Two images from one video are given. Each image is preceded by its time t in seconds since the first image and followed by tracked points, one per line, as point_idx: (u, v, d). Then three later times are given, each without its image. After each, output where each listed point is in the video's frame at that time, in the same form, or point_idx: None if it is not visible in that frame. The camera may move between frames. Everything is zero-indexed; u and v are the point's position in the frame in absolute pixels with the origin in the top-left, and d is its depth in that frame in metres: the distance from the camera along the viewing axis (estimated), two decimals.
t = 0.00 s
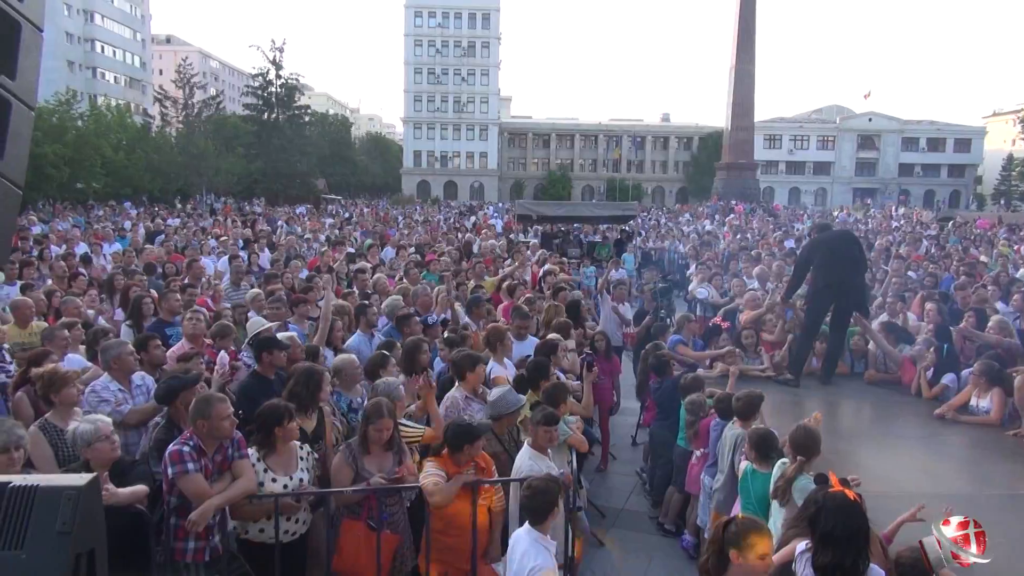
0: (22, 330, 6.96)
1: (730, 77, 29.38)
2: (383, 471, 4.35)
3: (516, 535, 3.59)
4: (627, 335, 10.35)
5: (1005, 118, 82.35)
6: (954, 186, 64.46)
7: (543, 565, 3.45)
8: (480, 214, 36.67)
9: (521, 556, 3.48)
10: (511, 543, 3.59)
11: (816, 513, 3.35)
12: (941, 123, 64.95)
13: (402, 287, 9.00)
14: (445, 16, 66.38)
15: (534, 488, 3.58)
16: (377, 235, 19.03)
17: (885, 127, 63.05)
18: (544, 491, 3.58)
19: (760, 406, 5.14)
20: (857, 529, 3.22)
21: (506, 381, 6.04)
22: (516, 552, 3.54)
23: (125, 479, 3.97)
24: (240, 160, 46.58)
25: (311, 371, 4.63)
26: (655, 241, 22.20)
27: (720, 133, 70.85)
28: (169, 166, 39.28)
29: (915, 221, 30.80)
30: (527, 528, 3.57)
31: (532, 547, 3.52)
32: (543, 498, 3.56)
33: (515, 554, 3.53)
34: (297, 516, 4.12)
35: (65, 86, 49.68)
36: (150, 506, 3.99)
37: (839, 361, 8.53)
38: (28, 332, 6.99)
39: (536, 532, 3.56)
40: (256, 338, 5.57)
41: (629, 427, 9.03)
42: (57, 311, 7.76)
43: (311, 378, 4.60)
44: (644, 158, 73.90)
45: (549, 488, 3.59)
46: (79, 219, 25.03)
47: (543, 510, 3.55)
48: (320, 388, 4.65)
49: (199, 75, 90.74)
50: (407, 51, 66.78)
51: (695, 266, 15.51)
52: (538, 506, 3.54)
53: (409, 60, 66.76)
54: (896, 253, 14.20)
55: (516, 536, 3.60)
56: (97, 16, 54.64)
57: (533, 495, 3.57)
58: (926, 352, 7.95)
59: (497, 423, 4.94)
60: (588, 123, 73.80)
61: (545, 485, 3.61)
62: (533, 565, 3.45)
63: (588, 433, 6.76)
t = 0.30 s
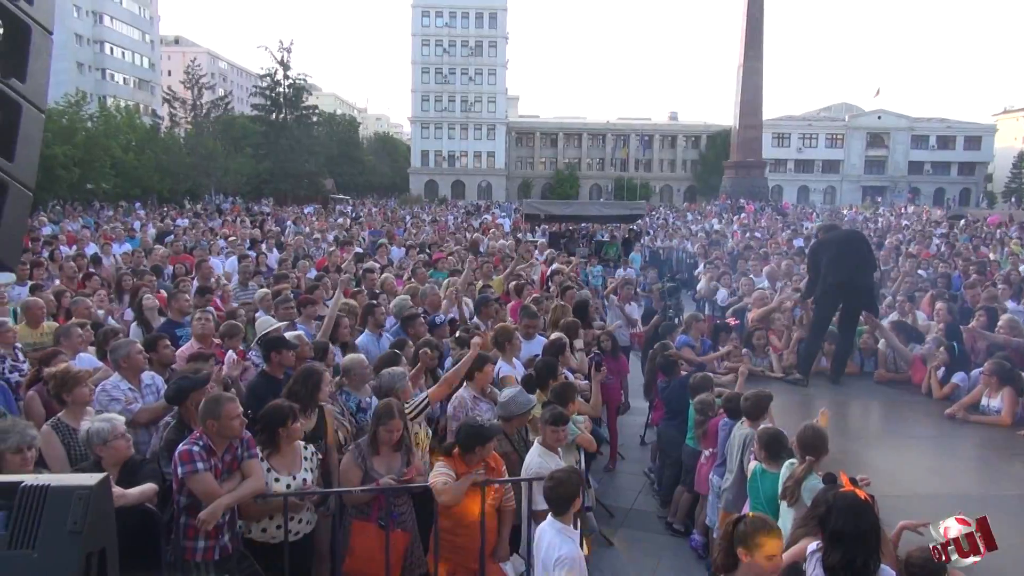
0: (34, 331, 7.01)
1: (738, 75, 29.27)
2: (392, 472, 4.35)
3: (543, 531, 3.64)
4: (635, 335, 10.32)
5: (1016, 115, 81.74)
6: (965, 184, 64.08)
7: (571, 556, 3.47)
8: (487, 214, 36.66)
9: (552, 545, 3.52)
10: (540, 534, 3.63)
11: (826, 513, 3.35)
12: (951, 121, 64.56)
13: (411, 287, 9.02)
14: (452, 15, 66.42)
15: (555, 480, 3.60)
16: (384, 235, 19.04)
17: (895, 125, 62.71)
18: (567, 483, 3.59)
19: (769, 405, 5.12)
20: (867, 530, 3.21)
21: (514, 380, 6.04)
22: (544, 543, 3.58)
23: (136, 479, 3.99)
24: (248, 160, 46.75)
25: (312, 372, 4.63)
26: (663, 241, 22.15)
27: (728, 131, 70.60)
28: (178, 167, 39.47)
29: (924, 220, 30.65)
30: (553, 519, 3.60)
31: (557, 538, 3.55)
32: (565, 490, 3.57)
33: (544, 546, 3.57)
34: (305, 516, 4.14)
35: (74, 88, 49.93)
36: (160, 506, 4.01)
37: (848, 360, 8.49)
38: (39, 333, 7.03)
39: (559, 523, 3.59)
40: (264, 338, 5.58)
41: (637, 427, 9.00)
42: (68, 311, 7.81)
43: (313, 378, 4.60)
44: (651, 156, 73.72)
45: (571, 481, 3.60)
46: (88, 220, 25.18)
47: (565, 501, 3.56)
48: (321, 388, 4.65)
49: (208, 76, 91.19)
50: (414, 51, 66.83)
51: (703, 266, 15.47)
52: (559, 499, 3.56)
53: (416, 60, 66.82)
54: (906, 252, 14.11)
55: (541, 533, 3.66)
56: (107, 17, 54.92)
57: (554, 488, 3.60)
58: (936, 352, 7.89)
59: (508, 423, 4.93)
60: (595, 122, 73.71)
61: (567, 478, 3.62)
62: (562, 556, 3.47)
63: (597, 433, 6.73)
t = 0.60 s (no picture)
0: (43, 332, 7.05)
1: (744, 74, 29.21)
2: (397, 473, 4.36)
3: (558, 525, 3.68)
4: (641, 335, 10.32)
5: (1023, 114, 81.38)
6: (971, 182, 63.89)
7: (600, 546, 3.49)
8: (492, 214, 36.66)
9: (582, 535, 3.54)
10: (560, 528, 3.64)
11: (836, 513, 3.34)
12: (958, 120, 64.30)
13: (417, 287, 9.03)
14: (457, 15, 66.44)
15: (581, 475, 3.65)
16: (389, 235, 19.06)
17: (901, 123, 62.51)
18: (593, 477, 3.64)
19: (775, 406, 5.11)
20: (875, 530, 3.20)
21: (520, 381, 6.05)
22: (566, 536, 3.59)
23: (144, 479, 4.01)
24: (254, 161, 46.88)
25: (315, 375, 4.63)
26: (668, 240, 22.11)
27: (734, 131, 70.45)
28: (184, 167, 39.55)
29: (931, 218, 30.52)
30: (576, 510, 3.65)
31: (583, 529, 3.57)
32: (591, 483, 3.62)
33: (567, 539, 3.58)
34: (311, 516, 4.15)
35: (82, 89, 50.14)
36: (167, 506, 4.03)
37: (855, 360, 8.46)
38: (48, 334, 7.07)
39: (584, 517, 3.62)
40: (271, 338, 5.60)
41: (643, 427, 8.99)
42: (76, 312, 7.85)
43: (315, 380, 4.61)
44: (657, 156, 73.61)
45: (595, 476, 3.65)
46: (94, 221, 25.29)
47: (591, 495, 3.61)
48: (325, 390, 4.65)
49: (213, 77, 91.43)
50: (419, 51, 66.87)
51: (708, 265, 15.44)
52: (585, 493, 3.60)
53: (421, 60, 66.86)
54: (913, 250, 14.05)
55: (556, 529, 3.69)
56: (113, 18, 55.17)
57: (578, 483, 3.64)
58: (943, 351, 7.86)
59: (514, 422, 4.92)
60: (600, 122, 73.64)
61: (592, 473, 3.67)
62: (592, 546, 3.49)
63: (603, 434, 6.72)
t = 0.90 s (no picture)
0: (43, 331, 7.05)
1: (744, 74, 29.22)
2: (394, 472, 4.37)
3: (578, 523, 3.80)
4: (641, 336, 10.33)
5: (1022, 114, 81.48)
6: (971, 183, 63.99)
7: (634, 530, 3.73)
8: (492, 214, 36.67)
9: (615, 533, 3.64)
10: (586, 526, 3.73)
11: (838, 513, 3.35)
12: (957, 120, 64.34)
13: (418, 287, 9.05)
14: (457, 15, 66.45)
15: (604, 472, 3.72)
16: (389, 235, 19.06)
17: (901, 124, 62.57)
18: (617, 475, 3.70)
19: (775, 406, 5.12)
20: (879, 531, 3.20)
21: (521, 380, 6.05)
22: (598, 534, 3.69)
23: (145, 478, 4.01)
24: (253, 160, 46.87)
25: (320, 371, 4.65)
26: (668, 241, 22.11)
27: (733, 131, 70.48)
28: (184, 167, 39.56)
29: (931, 219, 30.55)
30: (601, 507, 3.75)
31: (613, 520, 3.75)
32: (615, 481, 3.69)
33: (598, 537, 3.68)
34: (312, 515, 4.15)
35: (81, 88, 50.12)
36: (169, 505, 4.04)
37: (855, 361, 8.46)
38: (49, 333, 7.07)
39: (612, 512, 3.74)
40: (272, 338, 5.60)
41: (643, 427, 9.00)
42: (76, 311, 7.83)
43: (319, 378, 4.61)
44: (656, 156, 73.64)
45: (619, 473, 3.71)
46: (94, 220, 25.27)
47: (614, 491, 3.69)
48: (329, 388, 4.66)
49: (213, 76, 91.48)
50: (419, 51, 66.89)
51: (709, 265, 15.46)
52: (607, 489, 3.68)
53: (421, 60, 66.88)
54: (913, 251, 14.06)
55: (575, 527, 3.80)
56: (113, 18, 55.17)
57: (602, 479, 3.71)
58: (943, 352, 7.87)
59: (514, 423, 4.92)
60: (600, 122, 73.64)
61: (615, 470, 3.73)
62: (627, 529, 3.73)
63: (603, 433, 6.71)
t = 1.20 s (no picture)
0: (37, 328, 7.01)
1: (738, 74, 29.26)
2: (388, 470, 4.36)
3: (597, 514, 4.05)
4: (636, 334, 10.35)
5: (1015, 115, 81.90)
6: (963, 183, 64.31)
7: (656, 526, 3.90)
8: (486, 212, 36.67)
9: (643, 522, 3.89)
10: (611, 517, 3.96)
11: (834, 512, 3.36)
12: (950, 121, 64.62)
13: (414, 285, 9.04)
14: (452, 14, 66.42)
15: (629, 464, 4.01)
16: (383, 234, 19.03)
17: (895, 124, 62.85)
18: (640, 466, 4.00)
19: (770, 405, 5.13)
20: (876, 529, 3.22)
21: (517, 378, 6.06)
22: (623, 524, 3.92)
23: (140, 476, 3.99)
24: (248, 158, 46.74)
25: (323, 368, 4.65)
26: (663, 240, 22.13)
27: (728, 131, 70.62)
28: (177, 165, 39.47)
29: (924, 219, 30.65)
30: (624, 497, 4.01)
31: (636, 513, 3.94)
32: (638, 472, 3.98)
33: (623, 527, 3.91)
34: (309, 512, 4.14)
35: (75, 85, 49.94)
36: (164, 503, 4.03)
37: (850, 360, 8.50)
38: (42, 330, 7.03)
39: (634, 502, 3.99)
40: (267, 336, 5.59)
41: (637, 426, 9.02)
42: (70, 309, 7.79)
43: (322, 374, 4.61)
44: (651, 155, 73.74)
45: (642, 464, 4.01)
46: (86, 218, 25.15)
47: (638, 483, 3.98)
48: (330, 385, 4.66)
49: (207, 74, 91.21)
50: (414, 49, 66.84)
51: (703, 264, 15.50)
52: (632, 479, 3.98)
53: (416, 59, 66.82)
54: (906, 251, 14.11)
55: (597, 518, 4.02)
56: (106, 15, 54.97)
57: (627, 470, 4.00)
58: (936, 351, 7.91)
59: (510, 421, 4.93)
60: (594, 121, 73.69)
61: (639, 463, 4.03)
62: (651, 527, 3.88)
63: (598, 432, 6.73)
